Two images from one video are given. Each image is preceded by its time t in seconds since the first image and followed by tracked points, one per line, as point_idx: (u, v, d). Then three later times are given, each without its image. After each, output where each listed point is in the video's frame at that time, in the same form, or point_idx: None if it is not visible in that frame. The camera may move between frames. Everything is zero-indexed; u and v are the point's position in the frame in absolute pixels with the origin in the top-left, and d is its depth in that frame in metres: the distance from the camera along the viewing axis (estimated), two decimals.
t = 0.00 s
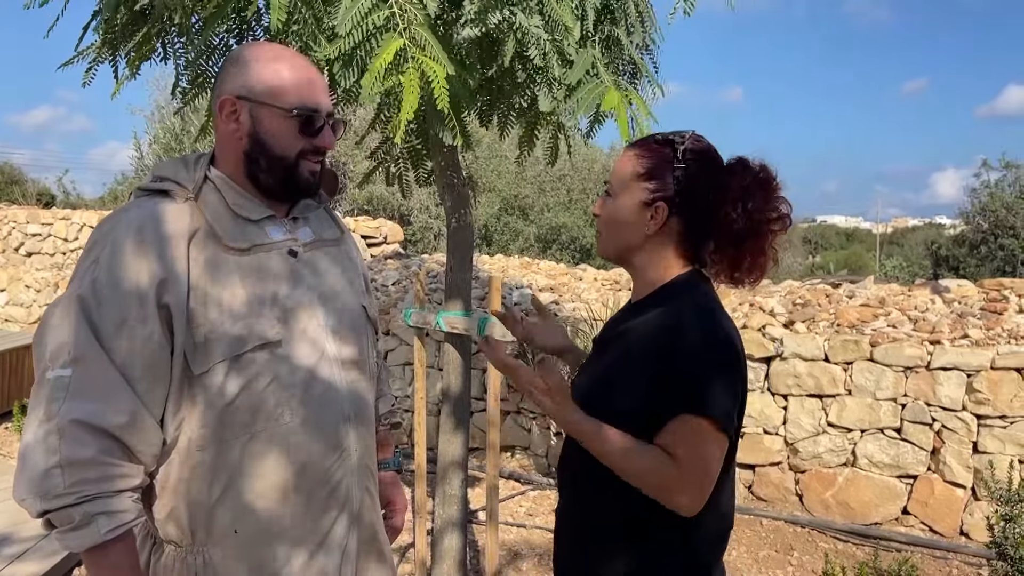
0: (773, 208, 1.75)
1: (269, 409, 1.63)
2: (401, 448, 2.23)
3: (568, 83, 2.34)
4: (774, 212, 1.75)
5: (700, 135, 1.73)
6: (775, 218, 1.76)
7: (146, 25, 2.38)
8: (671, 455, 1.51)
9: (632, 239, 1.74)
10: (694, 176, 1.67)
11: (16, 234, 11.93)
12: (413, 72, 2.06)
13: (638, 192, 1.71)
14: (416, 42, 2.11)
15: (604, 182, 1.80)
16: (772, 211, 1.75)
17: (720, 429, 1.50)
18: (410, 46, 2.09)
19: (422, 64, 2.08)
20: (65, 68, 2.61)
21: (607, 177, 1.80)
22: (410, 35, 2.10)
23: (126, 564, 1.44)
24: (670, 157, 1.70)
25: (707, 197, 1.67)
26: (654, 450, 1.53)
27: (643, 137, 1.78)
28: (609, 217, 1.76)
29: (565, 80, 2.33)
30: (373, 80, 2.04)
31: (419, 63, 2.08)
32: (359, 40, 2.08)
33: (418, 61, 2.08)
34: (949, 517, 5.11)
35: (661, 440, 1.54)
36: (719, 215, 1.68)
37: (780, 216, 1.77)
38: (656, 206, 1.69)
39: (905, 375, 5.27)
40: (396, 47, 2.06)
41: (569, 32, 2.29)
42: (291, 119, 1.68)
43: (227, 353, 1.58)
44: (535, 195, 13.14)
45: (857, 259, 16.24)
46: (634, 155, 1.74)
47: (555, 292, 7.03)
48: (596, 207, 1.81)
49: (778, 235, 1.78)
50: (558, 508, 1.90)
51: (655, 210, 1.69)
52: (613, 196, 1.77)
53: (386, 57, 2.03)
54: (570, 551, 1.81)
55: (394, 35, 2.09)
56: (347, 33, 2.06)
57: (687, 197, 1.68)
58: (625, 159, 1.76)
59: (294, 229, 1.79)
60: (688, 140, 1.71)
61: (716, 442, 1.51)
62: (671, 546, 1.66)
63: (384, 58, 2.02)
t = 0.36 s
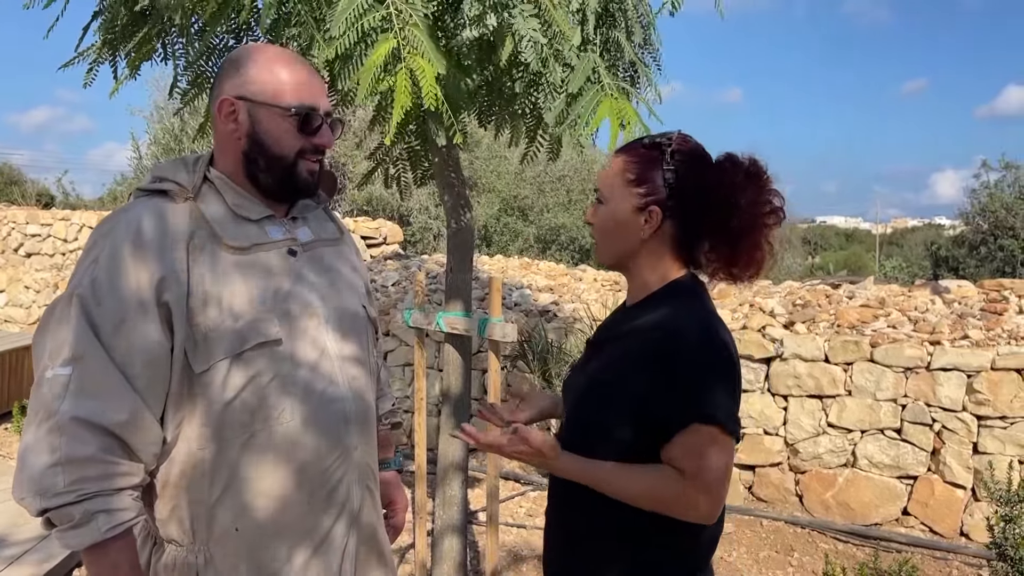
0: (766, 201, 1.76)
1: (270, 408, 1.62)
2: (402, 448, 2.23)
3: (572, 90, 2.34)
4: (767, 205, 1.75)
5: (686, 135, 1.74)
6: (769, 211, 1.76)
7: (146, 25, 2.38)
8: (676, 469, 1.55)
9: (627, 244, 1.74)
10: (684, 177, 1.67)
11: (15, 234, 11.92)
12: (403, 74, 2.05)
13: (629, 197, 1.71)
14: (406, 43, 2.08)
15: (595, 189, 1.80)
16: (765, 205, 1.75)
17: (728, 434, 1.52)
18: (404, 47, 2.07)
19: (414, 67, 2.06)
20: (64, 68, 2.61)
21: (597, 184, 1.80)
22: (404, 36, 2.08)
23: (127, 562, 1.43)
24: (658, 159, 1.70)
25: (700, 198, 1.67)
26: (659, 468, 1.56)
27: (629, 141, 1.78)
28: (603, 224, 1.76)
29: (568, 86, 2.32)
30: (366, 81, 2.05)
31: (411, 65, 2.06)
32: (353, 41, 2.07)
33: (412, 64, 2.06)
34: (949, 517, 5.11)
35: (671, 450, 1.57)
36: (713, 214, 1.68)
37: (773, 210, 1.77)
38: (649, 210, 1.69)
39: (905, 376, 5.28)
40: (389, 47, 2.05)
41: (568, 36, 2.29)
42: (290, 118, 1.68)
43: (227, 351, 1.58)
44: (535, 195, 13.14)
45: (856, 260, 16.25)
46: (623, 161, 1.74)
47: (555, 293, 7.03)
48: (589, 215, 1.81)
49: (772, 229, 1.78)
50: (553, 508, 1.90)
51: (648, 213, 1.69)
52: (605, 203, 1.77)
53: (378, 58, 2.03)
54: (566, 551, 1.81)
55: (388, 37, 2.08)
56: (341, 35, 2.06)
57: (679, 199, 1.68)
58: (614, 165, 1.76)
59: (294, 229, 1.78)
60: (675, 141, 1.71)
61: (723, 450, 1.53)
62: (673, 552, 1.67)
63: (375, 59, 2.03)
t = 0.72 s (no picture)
0: (762, 192, 1.75)
1: (277, 406, 1.63)
2: (407, 448, 2.24)
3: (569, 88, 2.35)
4: (761, 195, 1.73)
5: (675, 135, 1.74)
6: (764, 202, 1.74)
7: (149, 27, 2.38)
8: (677, 472, 1.55)
9: (627, 248, 1.75)
10: (675, 178, 1.68)
11: (18, 234, 11.94)
12: (398, 79, 2.05)
13: (622, 202, 1.72)
14: (401, 47, 2.08)
15: (589, 198, 1.82)
16: (760, 196, 1.74)
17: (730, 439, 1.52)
18: (397, 49, 2.07)
19: (406, 70, 2.05)
20: (68, 70, 2.61)
21: (592, 193, 1.82)
22: (398, 38, 2.08)
23: (133, 560, 1.44)
24: (648, 162, 1.71)
25: (694, 196, 1.67)
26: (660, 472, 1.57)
27: (619, 148, 1.79)
28: (601, 232, 1.77)
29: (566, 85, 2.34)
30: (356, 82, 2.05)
31: (403, 69, 2.06)
32: (346, 41, 2.07)
33: (403, 67, 2.06)
34: (951, 518, 5.11)
35: (670, 454, 1.57)
36: (707, 212, 1.67)
37: (769, 201, 1.75)
38: (645, 212, 1.71)
39: (907, 376, 5.28)
40: (383, 51, 2.04)
41: (567, 36, 2.28)
42: (295, 117, 1.68)
43: (234, 349, 1.58)
44: (537, 196, 13.15)
45: (858, 261, 16.24)
46: (614, 168, 1.76)
47: (557, 293, 7.04)
48: (587, 225, 1.83)
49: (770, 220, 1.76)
50: (555, 505, 1.90)
51: (644, 216, 1.71)
52: (601, 210, 1.79)
53: (372, 60, 2.02)
54: (569, 548, 1.81)
55: (381, 39, 2.07)
56: (334, 33, 2.06)
57: (674, 199, 1.68)
58: (605, 172, 1.78)
59: (300, 228, 1.79)
60: (663, 143, 1.72)
61: (726, 454, 1.53)
62: (685, 548, 1.67)
63: (369, 60, 2.01)
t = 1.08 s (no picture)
0: (770, 199, 1.77)
1: (284, 406, 1.63)
2: (411, 449, 2.24)
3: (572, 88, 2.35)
4: (767, 202, 1.75)
5: (682, 138, 1.74)
6: (772, 209, 1.76)
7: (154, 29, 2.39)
8: (687, 475, 1.56)
9: (632, 249, 1.75)
10: (682, 181, 1.68)
11: (23, 236, 11.98)
12: (387, 81, 2.05)
13: (629, 203, 1.72)
14: (393, 50, 2.09)
15: (595, 198, 1.81)
16: (768, 203, 1.76)
17: (740, 441, 1.52)
18: (391, 51, 2.09)
19: (397, 71, 2.05)
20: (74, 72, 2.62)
21: (597, 193, 1.81)
22: (394, 40, 2.10)
23: (140, 559, 1.45)
24: (656, 164, 1.71)
25: (699, 199, 1.68)
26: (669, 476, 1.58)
27: (626, 148, 1.79)
28: (606, 232, 1.77)
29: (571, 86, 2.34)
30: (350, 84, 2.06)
31: (395, 71, 2.06)
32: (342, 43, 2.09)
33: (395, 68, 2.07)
34: (956, 520, 5.11)
35: (680, 457, 1.58)
36: (713, 215, 1.69)
37: (777, 207, 1.77)
38: (650, 214, 1.70)
39: (912, 378, 5.27)
40: (376, 52, 2.07)
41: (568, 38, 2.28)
42: (303, 116, 1.69)
43: (241, 348, 1.59)
44: (540, 198, 13.17)
45: (862, 263, 16.22)
46: (620, 168, 1.75)
47: (561, 295, 7.04)
48: (592, 225, 1.82)
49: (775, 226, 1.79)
50: (563, 505, 1.90)
51: (650, 218, 1.70)
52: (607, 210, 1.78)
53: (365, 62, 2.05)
54: (577, 547, 1.81)
55: (376, 41, 2.10)
56: (329, 36, 2.07)
57: (681, 202, 1.68)
58: (611, 172, 1.77)
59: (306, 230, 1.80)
60: (671, 145, 1.72)
61: (736, 456, 1.53)
62: (696, 548, 1.67)
63: (358, 65, 2.05)
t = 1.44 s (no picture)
0: (792, 226, 1.77)
1: (286, 407, 1.64)
2: (413, 451, 2.25)
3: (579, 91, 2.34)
4: (790, 230, 1.75)
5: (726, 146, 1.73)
6: (791, 238, 1.76)
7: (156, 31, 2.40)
8: (691, 474, 1.56)
9: (643, 234, 1.74)
10: (713, 184, 1.67)
11: (28, 238, 12.01)
12: (390, 81, 2.06)
13: (655, 188, 1.71)
14: (399, 51, 2.09)
15: (625, 175, 1.80)
16: (790, 230, 1.76)
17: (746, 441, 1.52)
18: (396, 51, 2.09)
19: (403, 71, 2.06)
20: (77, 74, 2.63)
21: (628, 172, 1.80)
22: (398, 40, 2.10)
23: (144, 561, 1.45)
24: (694, 159, 1.70)
25: (724, 204, 1.67)
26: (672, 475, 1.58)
27: (670, 137, 1.78)
28: (625, 211, 1.76)
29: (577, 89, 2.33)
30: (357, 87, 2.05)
31: (400, 72, 2.06)
32: (347, 46, 2.10)
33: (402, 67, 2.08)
34: (960, 522, 5.09)
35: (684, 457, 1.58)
36: (732, 224, 1.68)
37: (797, 236, 1.77)
38: (672, 204, 1.69)
39: (916, 379, 5.25)
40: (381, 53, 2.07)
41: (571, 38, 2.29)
42: (306, 115, 1.70)
43: (244, 350, 1.60)
44: (544, 199, 13.18)
45: (866, 264, 16.20)
46: (660, 154, 1.74)
47: (564, 296, 7.04)
48: (614, 201, 1.82)
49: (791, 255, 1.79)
50: (568, 506, 1.90)
51: (671, 208, 1.70)
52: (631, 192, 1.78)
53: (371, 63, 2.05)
54: (581, 547, 1.81)
55: (382, 42, 2.10)
56: (333, 39, 2.08)
57: (704, 202, 1.68)
58: (651, 155, 1.76)
59: (308, 231, 1.80)
60: (714, 147, 1.71)
61: (741, 454, 1.53)
62: (703, 548, 1.67)
63: (366, 65, 2.05)
